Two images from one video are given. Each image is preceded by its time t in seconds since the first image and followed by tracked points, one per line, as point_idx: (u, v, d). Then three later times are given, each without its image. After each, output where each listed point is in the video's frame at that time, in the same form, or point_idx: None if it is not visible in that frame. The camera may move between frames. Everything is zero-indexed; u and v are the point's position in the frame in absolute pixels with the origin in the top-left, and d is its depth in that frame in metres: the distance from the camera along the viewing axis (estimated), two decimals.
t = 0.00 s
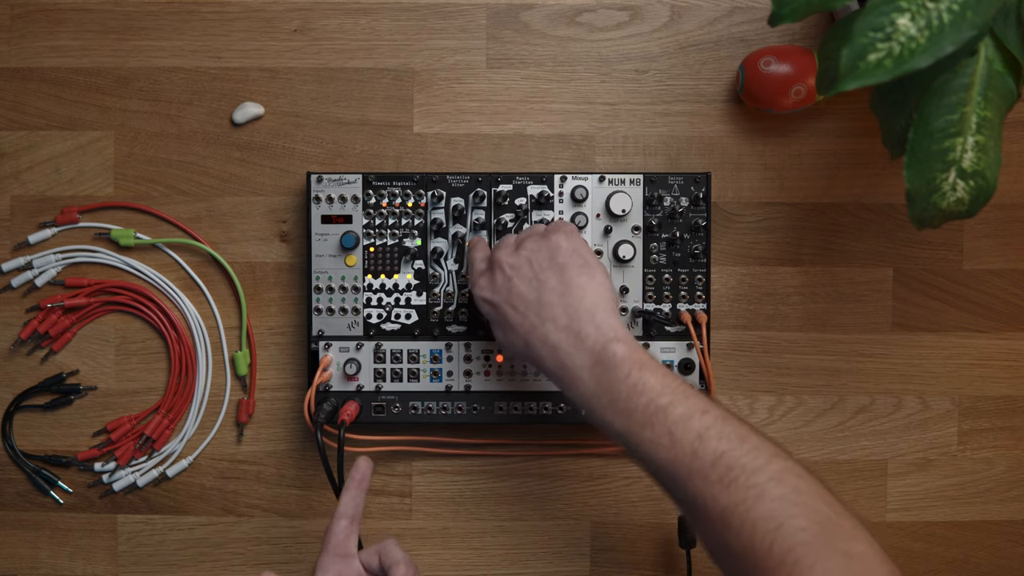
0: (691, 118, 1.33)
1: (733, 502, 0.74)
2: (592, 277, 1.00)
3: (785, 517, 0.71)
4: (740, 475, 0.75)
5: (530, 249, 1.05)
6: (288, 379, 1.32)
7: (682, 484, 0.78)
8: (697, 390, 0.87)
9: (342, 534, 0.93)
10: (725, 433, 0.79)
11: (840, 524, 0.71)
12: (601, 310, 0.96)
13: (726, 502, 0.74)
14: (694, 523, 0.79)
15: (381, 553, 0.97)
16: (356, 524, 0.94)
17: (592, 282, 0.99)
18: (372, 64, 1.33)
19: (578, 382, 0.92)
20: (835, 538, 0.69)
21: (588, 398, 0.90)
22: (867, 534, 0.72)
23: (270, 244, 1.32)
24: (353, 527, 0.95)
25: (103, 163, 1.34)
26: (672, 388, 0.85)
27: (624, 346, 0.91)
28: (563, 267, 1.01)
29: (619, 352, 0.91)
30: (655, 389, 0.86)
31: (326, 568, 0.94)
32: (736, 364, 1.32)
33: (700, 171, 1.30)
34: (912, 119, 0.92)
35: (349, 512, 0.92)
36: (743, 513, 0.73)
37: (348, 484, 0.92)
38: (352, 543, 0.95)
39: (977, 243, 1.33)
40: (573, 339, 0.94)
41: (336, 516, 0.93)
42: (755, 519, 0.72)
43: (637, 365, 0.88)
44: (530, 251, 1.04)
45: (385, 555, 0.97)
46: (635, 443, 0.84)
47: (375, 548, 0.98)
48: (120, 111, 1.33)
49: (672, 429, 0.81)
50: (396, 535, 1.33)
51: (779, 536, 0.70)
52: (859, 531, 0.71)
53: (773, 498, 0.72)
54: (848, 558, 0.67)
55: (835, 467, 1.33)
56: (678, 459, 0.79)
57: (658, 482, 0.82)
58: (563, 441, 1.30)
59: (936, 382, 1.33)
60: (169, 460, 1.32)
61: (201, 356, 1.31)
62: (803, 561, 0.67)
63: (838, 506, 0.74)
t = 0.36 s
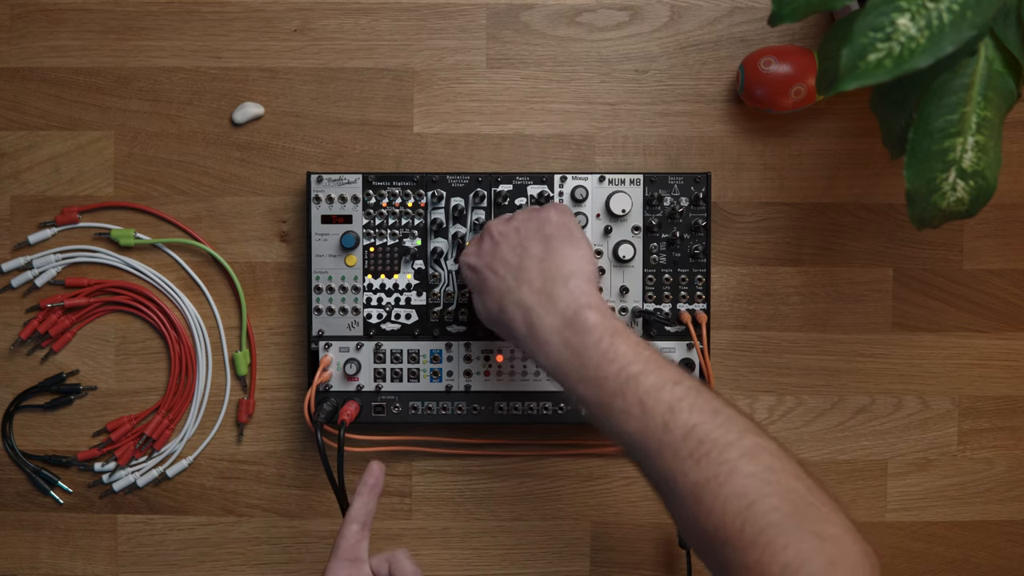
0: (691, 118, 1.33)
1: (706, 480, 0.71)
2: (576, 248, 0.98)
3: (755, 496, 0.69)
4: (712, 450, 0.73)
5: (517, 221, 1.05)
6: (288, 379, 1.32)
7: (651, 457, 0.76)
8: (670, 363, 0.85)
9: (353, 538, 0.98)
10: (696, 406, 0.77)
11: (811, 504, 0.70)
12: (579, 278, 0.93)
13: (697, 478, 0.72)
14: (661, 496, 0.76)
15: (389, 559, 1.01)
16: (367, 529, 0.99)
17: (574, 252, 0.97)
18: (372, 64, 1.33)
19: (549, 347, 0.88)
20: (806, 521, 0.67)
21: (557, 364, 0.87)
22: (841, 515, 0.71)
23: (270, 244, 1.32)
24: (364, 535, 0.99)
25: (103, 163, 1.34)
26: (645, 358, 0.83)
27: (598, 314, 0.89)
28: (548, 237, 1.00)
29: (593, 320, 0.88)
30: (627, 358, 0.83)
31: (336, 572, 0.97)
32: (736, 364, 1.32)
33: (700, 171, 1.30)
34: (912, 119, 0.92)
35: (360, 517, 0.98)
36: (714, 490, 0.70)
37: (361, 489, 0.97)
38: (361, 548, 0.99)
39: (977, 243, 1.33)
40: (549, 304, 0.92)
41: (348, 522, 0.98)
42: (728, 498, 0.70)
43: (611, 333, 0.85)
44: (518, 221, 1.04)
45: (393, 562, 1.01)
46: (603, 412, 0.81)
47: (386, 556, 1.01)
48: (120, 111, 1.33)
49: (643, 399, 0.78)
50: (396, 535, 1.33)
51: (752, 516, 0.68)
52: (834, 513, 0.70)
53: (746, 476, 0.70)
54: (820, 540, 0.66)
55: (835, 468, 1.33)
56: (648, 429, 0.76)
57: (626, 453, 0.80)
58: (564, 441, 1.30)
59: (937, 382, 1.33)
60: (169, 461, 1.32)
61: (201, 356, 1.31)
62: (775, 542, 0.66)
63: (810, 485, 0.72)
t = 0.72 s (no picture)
0: (691, 118, 1.33)
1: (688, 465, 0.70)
2: (558, 232, 0.98)
3: (738, 481, 0.67)
4: (693, 433, 0.71)
5: (500, 211, 1.05)
6: (289, 379, 1.32)
7: (634, 440, 0.75)
8: (654, 340, 0.82)
9: (350, 543, 0.97)
10: (678, 386, 0.75)
11: (801, 488, 0.67)
12: (559, 262, 0.93)
13: (680, 461, 0.71)
14: (649, 478, 0.75)
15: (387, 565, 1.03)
16: (364, 534, 0.98)
17: (553, 237, 0.97)
18: (372, 64, 1.33)
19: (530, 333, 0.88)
20: (793, 506, 0.65)
21: (540, 349, 0.87)
22: (834, 499, 0.69)
23: (270, 244, 1.32)
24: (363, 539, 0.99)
25: (103, 163, 1.34)
26: (625, 339, 0.81)
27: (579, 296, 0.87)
28: (530, 224, 1.00)
29: (574, 303, 0.87)
30: (607, 339, 0.81)
31: None
32: (736, 364, 1.32)
33: (700, 171, 1.30)
34: (911, 120, 0.92)
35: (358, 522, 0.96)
36: (696, 474, 0.69)
37: (358, 494, 0.96)
38: (358, 553, 0.98)
39: (977, 243, 1.33)
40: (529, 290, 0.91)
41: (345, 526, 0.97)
42: (711, 484, 0.68)
43: (589, 314, 0.84)
44: (504, 210, 1.05)
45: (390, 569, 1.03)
46: (587, 395, 0.80)
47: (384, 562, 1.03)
48: (120, 111, 1.33)
49: (623, 381, 0.77)
50: (396, 535, 1.33)
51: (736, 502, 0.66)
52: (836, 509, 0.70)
53: (730, 461, 0.68)
54: (808, 526, 0.64)
55: (835, 467, 1.33)
56: (629, 412, 0.75)
57: (612, 436, 0.79)
58: (563, 441, 1.30)
59: (937, 382, 1.33)
60: (169, 461, 1.32)
61: (201, 356, 1.31)
62: (760, 529, 0.65)
63: (800, 467, 0.69)
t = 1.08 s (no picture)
0: (691, 118, 1.33)
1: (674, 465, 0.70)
2: (544, 235, 0.97)
3: (727, 479, 0.67)
4: (681, 432, 0.71)
5: (487, 214, 1.04)
6: (288, 379, 1.32)
7: (622, 440, 0.74)
8: (640, 340, 0.83)
9: (354, 544, 0.98)
10: (664, 385, 0.75)
11: (792, 485, 0.66)
12: (545, 265, 0.92)
13: (669, 460, 0.70)
14: (639, 478, 0.75)
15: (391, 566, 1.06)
16: (369, 536, 0.98)
17: (540, 240, 0.96)
18: (372, 64, 1.33)
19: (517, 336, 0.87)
20: (782, 503, 0.64)
21: (526, 352, 0.86)
22: (828, 495, 0.67)
23: (270, 244, 1.32)
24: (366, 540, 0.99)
25: (103, 163, 1.34)
26: (610, 340, 0.81)
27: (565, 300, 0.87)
28: (516, 227, 1.00)
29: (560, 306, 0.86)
30: (592, 340, 0.81)
31: None
32: (736, 364, 1.32)
33: (700, 171, 1.30)
34: (911, 119, 0.92)
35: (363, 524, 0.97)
36: (685, 473, 0.69)
37: (362, 495, 0.96)
38: (362, 554, 0.99)
39: (977, 243, 1.33)
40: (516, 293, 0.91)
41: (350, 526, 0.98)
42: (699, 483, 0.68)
43: (574, 316, 0.84)
44: (492, 214, 1.04)
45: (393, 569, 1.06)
46: (575, 398, 0.80)
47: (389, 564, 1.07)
48: (120, 111, 1.33)
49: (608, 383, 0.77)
50: (396, 536, 1.33)
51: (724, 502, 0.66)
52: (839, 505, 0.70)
53: (718, 460, 0.68)
54: (800, 523, 0.64)
55: (835, 467, 1.33)
56: (616, 413, 0.75)
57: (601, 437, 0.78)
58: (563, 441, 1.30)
59: (937, 382, 1.33)
60: (169, 460, 1.32)
61: (201, 356, 1.31)
62: (751, 527, 0.64)
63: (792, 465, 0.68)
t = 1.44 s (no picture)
0: (691, 118, 1.33)
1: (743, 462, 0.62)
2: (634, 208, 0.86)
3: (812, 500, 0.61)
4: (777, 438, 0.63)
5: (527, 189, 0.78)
6: (288, 379, 1.32)
7: (709, 433, 0.64)
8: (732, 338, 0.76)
9: (347, 551, 0.97)
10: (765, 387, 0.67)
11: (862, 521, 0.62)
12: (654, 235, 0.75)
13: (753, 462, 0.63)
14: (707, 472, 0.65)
15: None
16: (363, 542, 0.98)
17: (620, 216, 0.74)
18: (372, 64, 1.33)
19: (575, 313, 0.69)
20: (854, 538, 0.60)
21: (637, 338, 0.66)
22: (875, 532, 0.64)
23: (270, 244, 1.32)
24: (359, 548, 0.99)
25: (103, 163, 1.34)
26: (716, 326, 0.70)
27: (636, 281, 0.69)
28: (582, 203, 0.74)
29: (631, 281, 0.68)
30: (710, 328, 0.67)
31: None
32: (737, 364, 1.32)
33: (700, 171, 1.30)
34: (911, 120, 0.92)
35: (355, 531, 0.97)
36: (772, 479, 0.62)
37: (355, 502, 0.97)
38: (355, 561, 0.98)
39: (977, 243, 1.33)
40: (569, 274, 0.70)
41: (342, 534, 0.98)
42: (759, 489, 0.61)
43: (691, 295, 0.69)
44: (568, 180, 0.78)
45: None
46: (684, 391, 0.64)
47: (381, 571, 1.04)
48: (120, 111, 1.33)
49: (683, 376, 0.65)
50: (396, 535, 1.33)
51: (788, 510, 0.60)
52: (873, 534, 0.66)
53: (792, 483, 0.61)
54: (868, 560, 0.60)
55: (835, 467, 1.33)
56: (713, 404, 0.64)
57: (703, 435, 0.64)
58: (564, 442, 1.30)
59: (937, 382, 1.33)
60: (169, 461, 1.32)
61: (201, 356, 1.31)
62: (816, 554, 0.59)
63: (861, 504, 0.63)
